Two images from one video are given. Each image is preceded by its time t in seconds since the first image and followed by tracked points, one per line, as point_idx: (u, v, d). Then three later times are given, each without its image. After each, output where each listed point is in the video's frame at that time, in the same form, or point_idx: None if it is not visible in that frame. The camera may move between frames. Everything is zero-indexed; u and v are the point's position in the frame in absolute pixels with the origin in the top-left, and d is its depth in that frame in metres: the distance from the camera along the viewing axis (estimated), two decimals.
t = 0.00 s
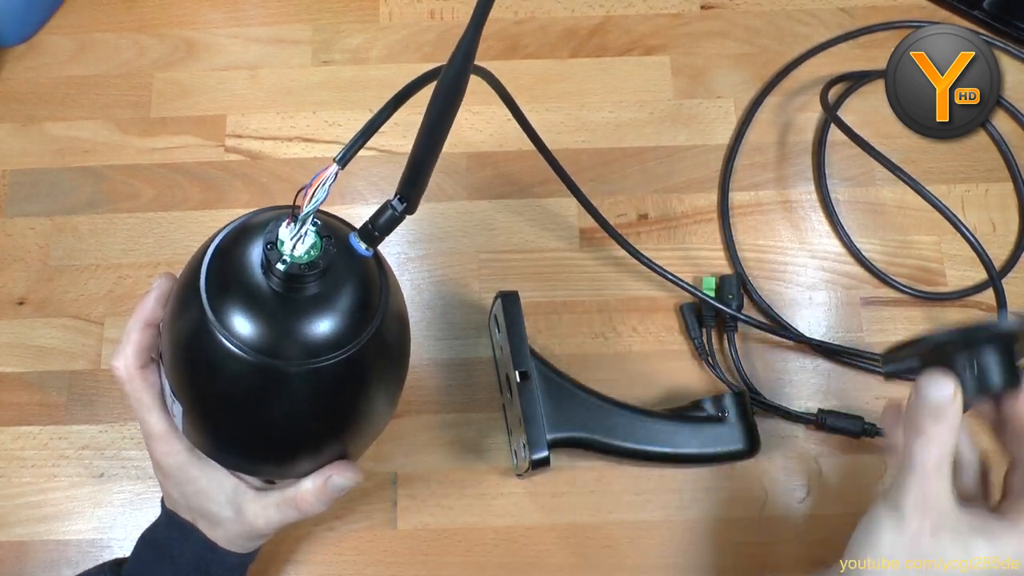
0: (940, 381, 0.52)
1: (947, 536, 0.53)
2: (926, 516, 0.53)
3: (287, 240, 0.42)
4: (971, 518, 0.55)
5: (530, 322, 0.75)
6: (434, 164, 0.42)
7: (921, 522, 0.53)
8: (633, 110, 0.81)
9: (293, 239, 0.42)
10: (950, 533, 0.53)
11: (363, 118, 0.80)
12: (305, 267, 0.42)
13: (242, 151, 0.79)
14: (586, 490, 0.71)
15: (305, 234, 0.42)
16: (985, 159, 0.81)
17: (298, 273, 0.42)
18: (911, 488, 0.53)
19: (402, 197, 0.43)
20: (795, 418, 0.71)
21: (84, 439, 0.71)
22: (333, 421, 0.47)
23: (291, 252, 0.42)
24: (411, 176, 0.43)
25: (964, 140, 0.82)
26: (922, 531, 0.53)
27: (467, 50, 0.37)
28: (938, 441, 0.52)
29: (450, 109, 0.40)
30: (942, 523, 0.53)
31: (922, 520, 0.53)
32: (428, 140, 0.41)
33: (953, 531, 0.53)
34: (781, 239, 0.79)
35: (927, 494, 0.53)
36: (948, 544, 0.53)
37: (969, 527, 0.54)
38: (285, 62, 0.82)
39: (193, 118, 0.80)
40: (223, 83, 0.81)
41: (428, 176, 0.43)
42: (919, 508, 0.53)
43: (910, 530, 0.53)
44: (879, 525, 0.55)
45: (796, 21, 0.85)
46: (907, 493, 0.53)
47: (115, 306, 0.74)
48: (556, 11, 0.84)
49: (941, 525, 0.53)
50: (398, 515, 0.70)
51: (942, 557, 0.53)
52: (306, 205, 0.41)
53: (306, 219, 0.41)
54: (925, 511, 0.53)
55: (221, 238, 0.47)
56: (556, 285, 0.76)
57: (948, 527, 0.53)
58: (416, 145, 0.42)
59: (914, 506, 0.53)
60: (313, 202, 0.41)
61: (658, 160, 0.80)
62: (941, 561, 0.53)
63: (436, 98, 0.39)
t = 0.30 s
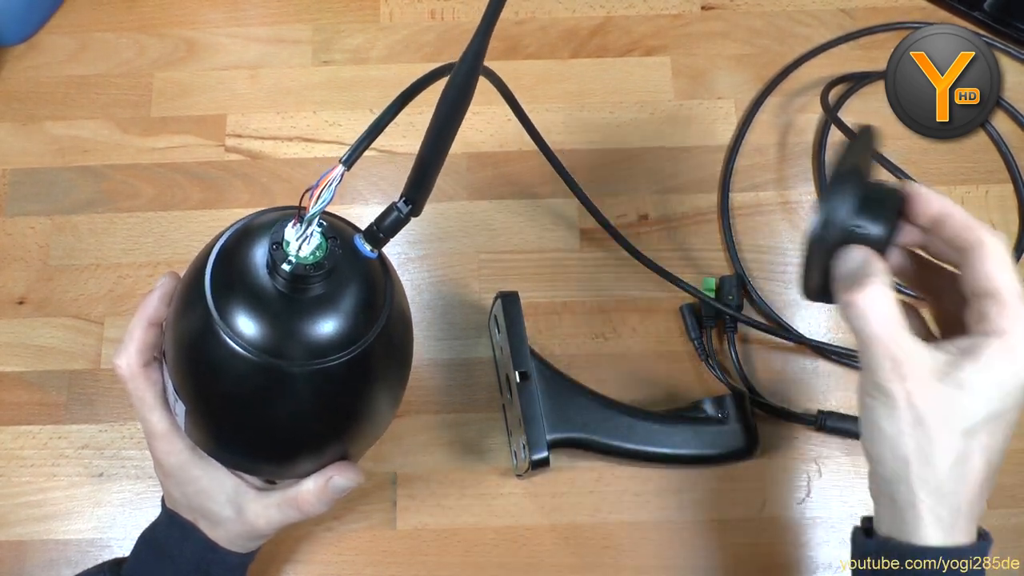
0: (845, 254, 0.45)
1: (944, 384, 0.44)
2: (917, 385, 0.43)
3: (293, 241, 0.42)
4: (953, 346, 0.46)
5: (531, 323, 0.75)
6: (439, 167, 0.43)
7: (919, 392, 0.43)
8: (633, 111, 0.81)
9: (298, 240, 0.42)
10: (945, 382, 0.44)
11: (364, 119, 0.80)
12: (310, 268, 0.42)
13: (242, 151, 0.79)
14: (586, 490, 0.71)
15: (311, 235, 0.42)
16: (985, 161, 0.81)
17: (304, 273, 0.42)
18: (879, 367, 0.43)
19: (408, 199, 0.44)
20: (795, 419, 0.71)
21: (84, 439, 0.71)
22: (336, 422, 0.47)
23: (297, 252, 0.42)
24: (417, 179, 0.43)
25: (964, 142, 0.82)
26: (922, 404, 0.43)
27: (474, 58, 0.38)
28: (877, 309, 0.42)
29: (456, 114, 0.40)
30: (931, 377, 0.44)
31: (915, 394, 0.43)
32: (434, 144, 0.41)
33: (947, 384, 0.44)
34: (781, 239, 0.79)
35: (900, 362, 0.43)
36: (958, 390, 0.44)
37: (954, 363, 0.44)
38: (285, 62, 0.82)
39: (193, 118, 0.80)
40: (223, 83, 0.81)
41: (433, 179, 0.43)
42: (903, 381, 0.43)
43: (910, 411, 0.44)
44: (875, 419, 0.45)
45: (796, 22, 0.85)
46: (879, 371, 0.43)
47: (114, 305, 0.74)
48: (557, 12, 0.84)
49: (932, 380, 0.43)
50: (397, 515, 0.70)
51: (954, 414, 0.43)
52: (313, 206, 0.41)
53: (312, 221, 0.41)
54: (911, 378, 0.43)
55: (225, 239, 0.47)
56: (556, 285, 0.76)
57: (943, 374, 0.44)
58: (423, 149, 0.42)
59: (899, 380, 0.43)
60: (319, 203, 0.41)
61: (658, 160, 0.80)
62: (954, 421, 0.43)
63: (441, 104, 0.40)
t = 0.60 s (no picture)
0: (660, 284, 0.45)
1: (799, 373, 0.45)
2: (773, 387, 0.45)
3: (298, 241, 0.42)
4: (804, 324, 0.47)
5: (531, 323, 0.75)
6: (444, 170, 0.42)
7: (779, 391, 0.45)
8: (633, 111, 0.81)
9: (304, 240, 0.41)
10: (800, 371, 0.45)
11: (364, 119, 0.80)
12: (315, 268, 0.42)
13: (242, 151, 0.79)
14: (586, 490, 0.71)
15: (317, 235, 0.42)
16: (985, 161, 0.81)
17: (309, 273, 0.42)
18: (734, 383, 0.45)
19: (412, 200, 0.43)
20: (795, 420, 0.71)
21: (84, 439, 0.71)
22: (340, 422, 0.47)
23: (302, 253, 0.42)
24: (421, 180, 0.43)
25: (964, 142, 0.82)
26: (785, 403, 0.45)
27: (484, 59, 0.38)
28: (711, 333, 0.44)
29: (463, 116, 0.40)
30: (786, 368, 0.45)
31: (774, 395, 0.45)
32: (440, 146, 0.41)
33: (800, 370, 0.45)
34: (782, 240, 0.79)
35: (753, 369, 0.44)
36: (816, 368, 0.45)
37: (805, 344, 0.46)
38: (285, 62, 0.82)
39: (193, 118, 0.80)
40: (224, 83, 0.81)
41: (438, 181, 0.43)
42: (760, 387, 0.44)
43: (778, 414, 0.45)
44: (750, 432, 0.46)
45: (796, 22, 0.85)
46: (736, 386, 0.45)
47: (114, 305, 0.74)
48: (557, 12, 0.84)
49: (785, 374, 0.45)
50: (397, 515, 0.70)
51: (816, 398, 0.45)
52: (319, 205, 0.41)
53: (318, 221, 0.41)
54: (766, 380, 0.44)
55: (229, 238, 0.47)
56: (555, 286, 0.76)
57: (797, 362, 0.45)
58: (427, 151, 0.41)
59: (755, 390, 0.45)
60: (326, 203, 0.41)
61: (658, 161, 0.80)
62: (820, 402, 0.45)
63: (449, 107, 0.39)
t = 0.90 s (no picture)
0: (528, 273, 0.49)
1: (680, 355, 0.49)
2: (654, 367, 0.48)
3: (305, 242, 0.42)
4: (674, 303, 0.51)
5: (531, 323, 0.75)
6: (451, 173, 0.43)
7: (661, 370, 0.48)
8: (633, 111, 0.81)
9: (311, 241, 0.42)
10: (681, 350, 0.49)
11: (364, 119, 0.80)
12: (322, 269, 0.42)
13: (242, 151, 0.79)
14: (586, 490, 0.71)
15: (324, 237, 0.42)
16: (985, 161, 0.81)
17: (315, 274, 0.42)
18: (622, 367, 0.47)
19: (418, 202, 0.44)
20: (795, 419, 0.71)
21: (84, 439, 0.71)
22: (343, 422, 0.47)
23: (309, 254, 0.42)
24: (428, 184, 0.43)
25: (964, 141, 0.82)
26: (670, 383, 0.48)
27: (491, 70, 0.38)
28: (588, 321, 0.46)
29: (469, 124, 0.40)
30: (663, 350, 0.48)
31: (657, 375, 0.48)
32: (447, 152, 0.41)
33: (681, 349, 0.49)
34: (781, 240, 0.79)
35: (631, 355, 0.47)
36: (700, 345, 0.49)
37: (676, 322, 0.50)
38: (285, 62, 0.82)
39: (193, 118, 0.80)
40: (224, 83, 0.81)
41: (445, 184, 0.43)
42: (646, 372, 0.47)
43: (666, 396, 0.48)
44: (640, 415, 0.49)
45: (796, 22, 0.85)
46: (623, 373, 0.47)
47: (114, 306, 0.74)
48: (556, 11, 0.84)
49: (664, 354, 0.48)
50: (397, 515, 0.70)
51: (699, 374, 0.49)
52: (326, 208, 0.41)
53: (325, 222, 0.41)
54: (650, 363, 0.47)
55: (235, 239, 0.47)
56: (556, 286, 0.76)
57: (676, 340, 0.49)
58: (434, 154, 0.42)
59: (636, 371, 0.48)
60: (332, 205, 0.41)
61: (658, 161, 0.80)
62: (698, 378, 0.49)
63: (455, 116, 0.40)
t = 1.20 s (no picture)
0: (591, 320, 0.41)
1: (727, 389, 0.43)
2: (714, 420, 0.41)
3: (302, 239, 0.42)
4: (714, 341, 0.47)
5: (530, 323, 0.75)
6: (447, 170, 0.42)
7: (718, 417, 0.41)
8: (633, 111, 0.81)
9: (307, 238, 0.42)
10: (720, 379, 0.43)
11: (364, 119, 0.80)
12: (318, 267, 0.42)
13: (242, 150, 0.79)
14: (585, 490, 0.71)
15: (320, 233, 0.42)
16: (985, 161, 0.81)
17: (311, 272, 0.42)
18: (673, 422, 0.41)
19: (415, 200, 0.43)
20: (795, 420, 0.71)
21: (84, 438, 0.71)
22: (341, 421, 0.47)
23: (305, 251, 0.42)
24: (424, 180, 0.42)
25: (965, 142, 0.82)
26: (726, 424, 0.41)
27: (487, 59, 0.38)
28: (645, 363, 0.41)
29: (467, 116, 0.40)
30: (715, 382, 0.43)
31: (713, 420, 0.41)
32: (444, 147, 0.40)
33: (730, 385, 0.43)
34: (781, 240, 0.79)
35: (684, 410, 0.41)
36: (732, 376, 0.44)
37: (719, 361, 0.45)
38: (285, 62, 0.82)
39: (193, 118, 0.80)
40: (224, 83, 0.81)
41: (441, 182, 0.43)
42: (692, 426, 0.41)
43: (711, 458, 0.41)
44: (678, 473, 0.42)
45: (796, 22, 0.85)
46: (666, 423, 0.41)
47: (114, 305, 0.74)
48: (557, 12, 0.84)
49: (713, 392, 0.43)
50: (397, 515, 0.70)
51: (752, 437, 0.42)
52: (323, 204, 0.41)
53: (322, 219, 0.41)
54: (697, 415, 0.41)
55: (232, 238, 0.47)
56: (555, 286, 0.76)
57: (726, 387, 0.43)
58: (430, 151, 0.41)
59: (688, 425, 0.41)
60: (329, 202, 0.41)
61: (658, 161, 0.80)
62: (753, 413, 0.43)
63: (452, 108, 0.39)
